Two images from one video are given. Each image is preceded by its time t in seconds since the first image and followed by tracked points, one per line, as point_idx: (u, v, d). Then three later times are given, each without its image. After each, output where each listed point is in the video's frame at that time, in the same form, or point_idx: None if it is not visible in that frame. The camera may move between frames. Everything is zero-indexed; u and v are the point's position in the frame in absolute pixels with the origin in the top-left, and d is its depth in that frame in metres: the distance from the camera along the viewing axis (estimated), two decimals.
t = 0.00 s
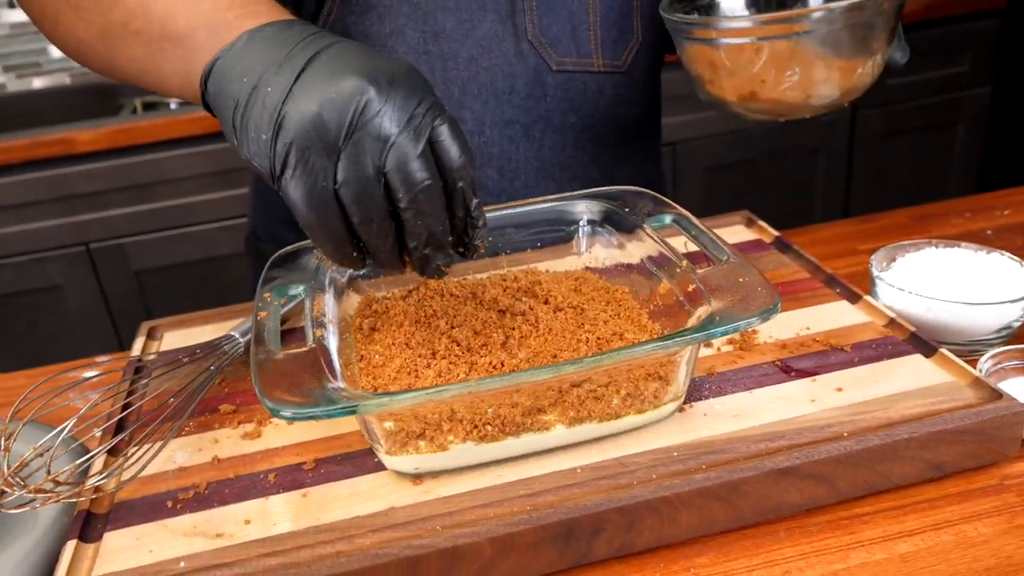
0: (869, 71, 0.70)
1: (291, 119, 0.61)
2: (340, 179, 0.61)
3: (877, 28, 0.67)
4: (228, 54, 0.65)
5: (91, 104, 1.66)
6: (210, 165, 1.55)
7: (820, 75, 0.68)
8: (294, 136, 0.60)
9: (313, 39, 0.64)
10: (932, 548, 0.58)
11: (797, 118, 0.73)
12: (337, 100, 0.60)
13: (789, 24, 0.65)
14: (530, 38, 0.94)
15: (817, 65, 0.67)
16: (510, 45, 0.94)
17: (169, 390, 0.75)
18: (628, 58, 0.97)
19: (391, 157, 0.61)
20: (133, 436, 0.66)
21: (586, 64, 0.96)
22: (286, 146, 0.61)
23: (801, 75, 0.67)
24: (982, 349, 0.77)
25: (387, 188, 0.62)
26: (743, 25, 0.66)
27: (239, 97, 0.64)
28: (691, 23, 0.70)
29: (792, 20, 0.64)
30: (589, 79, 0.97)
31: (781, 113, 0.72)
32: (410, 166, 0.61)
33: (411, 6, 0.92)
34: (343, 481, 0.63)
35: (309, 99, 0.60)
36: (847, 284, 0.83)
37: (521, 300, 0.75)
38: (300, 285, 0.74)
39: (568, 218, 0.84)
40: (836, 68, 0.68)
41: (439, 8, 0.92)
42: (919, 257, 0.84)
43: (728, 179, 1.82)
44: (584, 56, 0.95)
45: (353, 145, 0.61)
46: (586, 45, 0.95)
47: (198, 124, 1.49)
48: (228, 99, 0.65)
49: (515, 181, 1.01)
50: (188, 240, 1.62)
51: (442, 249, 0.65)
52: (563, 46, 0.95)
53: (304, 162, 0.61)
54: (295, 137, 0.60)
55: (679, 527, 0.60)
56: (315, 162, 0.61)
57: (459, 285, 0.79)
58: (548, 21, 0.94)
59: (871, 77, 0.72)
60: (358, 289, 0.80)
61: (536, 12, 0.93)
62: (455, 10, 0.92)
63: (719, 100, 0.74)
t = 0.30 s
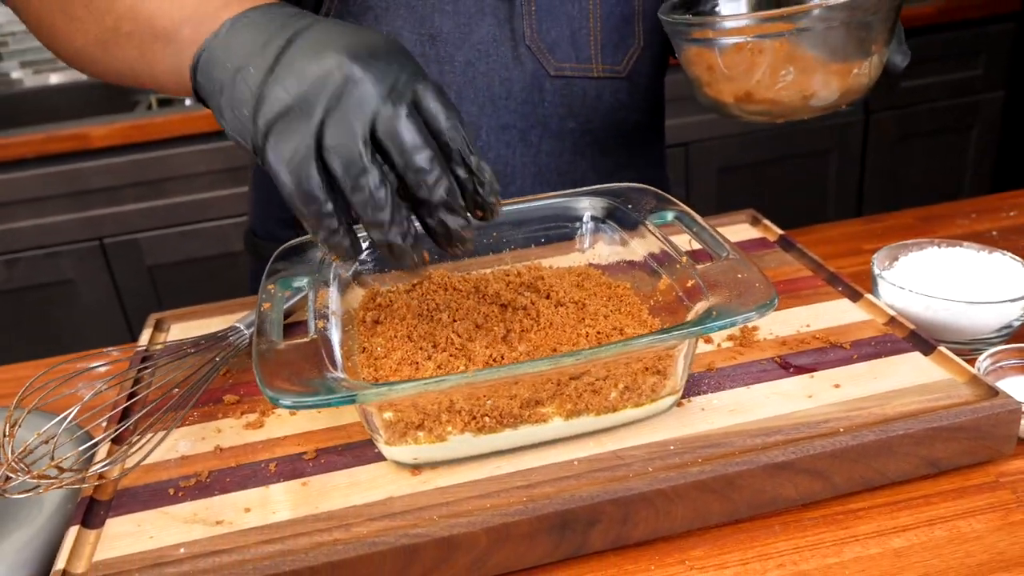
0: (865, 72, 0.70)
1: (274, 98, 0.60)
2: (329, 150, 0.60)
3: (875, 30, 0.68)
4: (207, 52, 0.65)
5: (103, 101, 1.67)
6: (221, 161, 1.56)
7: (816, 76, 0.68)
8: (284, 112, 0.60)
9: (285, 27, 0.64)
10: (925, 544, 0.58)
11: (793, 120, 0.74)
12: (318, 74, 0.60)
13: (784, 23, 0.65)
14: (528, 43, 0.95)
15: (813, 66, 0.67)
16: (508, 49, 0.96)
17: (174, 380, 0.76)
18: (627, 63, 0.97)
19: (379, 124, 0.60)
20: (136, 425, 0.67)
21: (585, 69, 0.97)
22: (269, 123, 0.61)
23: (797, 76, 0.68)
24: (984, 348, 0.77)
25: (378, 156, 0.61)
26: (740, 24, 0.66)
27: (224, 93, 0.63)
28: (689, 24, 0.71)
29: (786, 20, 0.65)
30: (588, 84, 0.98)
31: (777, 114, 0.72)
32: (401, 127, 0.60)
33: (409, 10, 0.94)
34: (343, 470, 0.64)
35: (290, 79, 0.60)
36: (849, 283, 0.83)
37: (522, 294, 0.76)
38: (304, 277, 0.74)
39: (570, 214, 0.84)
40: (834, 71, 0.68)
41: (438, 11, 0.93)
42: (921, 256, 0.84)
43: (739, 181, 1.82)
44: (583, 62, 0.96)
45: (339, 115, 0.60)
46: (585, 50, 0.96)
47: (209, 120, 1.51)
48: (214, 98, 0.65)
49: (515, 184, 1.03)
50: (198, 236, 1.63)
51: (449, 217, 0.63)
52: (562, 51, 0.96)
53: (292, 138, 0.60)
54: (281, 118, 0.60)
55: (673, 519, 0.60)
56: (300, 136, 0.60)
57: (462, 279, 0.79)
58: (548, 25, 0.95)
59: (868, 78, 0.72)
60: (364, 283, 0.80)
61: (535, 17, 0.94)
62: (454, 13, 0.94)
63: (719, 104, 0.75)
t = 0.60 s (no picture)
0: (866, 139, 0.85)
1: (236, 104, 0.60)
2: (293, 135, 0.60)
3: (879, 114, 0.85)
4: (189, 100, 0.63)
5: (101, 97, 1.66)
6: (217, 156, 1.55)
7: (827, 132, 0.84)
8: (251, 113, 0.60)
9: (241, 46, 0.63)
10: (930, 543, 0.58)
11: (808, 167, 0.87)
12: (271, 75, 0.60)
13: (794, 82, 0.84)
14: (502, 48, 0.92)
15: (823, 125, 0.84)
16: (482, 53, 0.93)
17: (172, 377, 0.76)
18: (609, 71, 0.98)
19: (335, 99, 0.59)
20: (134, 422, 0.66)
21: (564, 75, 0.96)
22: (238, 126, 0.60)
23: (811, 128, 0.84)
24: (987, 346, 0.76)
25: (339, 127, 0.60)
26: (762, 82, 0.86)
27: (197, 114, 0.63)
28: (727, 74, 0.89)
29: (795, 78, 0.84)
30: (566, 91, 0.97)
31: (795, 154, 0.86)
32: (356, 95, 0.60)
33: (379, 9, 0.90)
34: (343, 469, 0.64)
35: (249, 81, 0.60)
36: (851, 280, 0.82)
37: (524, 292, 0.75)
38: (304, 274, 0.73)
39: (572, 211, 0.84)
40: (840, 133, 0.84)
41: (410, 13, 0.90)
42: (924, 253, 0.84)
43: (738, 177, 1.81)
44: (560, 69, 0.95)
45: (296, 99, 0.60)
46: (564, 57, 0.95)
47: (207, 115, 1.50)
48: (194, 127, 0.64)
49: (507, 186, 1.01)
50: (195, 232, 1.63)
51: (421, 176, 0.64)
52: (539, 56, 0.94)
53: (262, 131, 0.60)
54: (249, 121, 0.60)
55: (677, 519, 0.60)
56: (266, 128, 0.60)
57: (463, 276, 0.79)
58: (524, 31, 0.93)
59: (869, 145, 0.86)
60: (362, 279, 0.79)
61: (510, 22, 0.92)
62: (427, 15, 0.90)
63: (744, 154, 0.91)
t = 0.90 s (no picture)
0: (891, 158, 0.90)
1: (286, 116, 0.60)
2: (334, 163, 0.59)
3: (904, 127, 0.89)
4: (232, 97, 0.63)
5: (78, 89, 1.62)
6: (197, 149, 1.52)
7: (856, 153, 0.88)
8: (300, 128, 0.60)
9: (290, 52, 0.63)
10: (943, 545, 0.58)
11: (835, 182, 0.91)
12: (321, 98, 0.60)
13: (817, 106, 0.86)
14: (486, 44, 0.90)
15: (852, 147, 0.88)
16: (466, 48, 0.90)
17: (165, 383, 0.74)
18: (595, 69, 0.95)
19: (383, 138, 0.59)
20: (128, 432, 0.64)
21: (550, 72, 0.93)
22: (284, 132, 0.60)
23: (842, 150, 0.88)
24: (989, 343, 0.76)
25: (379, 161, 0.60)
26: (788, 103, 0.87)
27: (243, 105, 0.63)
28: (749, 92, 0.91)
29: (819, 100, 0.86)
30: (553, 88, 0.94)
31: (825, 173, 0.90)
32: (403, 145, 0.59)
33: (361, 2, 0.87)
34: (347, 478, 0.62)
35: (303, 103, 0.60)
36: (852, 277, 0.82)
37: (526, 292, 0.74)
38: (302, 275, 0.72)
39: (571, 208, 0.83)
40: (868, 150, 0.88)
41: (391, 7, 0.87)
42: (924, 248, 0.83)
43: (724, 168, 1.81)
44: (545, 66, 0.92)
45: (344, 129, 0.59)
46: (550, 53, 0.92)
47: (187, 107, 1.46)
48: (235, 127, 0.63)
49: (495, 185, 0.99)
50: (175, 226, 1.59)
51: (460, 216, 0.62)
52: (523, 52, 0.91)
53: (307, 149, 0.59)
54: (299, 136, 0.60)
55: (689, 524, 0.59)
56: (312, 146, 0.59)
57: (463, 276, 0.77)
58: (509, 26, 0.90)
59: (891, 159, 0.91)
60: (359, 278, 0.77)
61: (494, 17, 0.89)
62: (409, 9, 0.87)
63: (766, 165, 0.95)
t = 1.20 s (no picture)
0: (863, 83, 0.71)
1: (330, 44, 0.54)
2: (377, 54, 0.54)
3: (860, 42, 0.69)
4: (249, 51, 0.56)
5: (40, 103, 1.57)
6: (168, 162, 1.48)
7: (813, 97, 0.69)
8: (344, 61, 0.54)
9: None
10: (963, 558, 0.57)
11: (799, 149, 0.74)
12: (346, 23, 0.54)
13: (769, 49, 0.66)
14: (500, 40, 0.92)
15: (806, 89, 0.68)
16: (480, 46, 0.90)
17: (156, 413, 0.71)
18: (605, 59, 0.94)
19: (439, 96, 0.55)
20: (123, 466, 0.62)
21: (563, 65, 0.94)
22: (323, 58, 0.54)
23: (795, 101, 0.68)
24: (987, 349, 0.76)
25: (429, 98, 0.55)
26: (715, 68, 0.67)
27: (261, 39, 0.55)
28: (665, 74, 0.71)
29: (758, 46, 0.66)
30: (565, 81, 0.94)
31: (779, 144, 0.72)
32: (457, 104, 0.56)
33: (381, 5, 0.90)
34: (355, 508, 0.60)
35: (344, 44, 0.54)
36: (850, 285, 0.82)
37: (528, 309, 0.73)
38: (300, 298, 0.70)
39: (569, 221, 0.81)
40: (829, 92, 0.69)
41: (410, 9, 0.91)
42: (920, 255, 0.83)
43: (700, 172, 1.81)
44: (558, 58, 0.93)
45: (376, 52, 0.54)
46: (561, 46, 0.93)
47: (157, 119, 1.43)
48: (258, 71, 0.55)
49: (488, 191, 0.96)
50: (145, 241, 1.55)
51: (510, 126, 0.57)
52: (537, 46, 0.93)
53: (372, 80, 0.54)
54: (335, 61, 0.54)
55: (708, 546, 0.58)
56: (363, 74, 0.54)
57: (461, 293, 0.76)
58: (521, 21, 0.93)
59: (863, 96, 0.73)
60: (355, 298, 0.76)
61: (507, 15, 0.92)
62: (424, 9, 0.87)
63: (712, 149, 0.75)
